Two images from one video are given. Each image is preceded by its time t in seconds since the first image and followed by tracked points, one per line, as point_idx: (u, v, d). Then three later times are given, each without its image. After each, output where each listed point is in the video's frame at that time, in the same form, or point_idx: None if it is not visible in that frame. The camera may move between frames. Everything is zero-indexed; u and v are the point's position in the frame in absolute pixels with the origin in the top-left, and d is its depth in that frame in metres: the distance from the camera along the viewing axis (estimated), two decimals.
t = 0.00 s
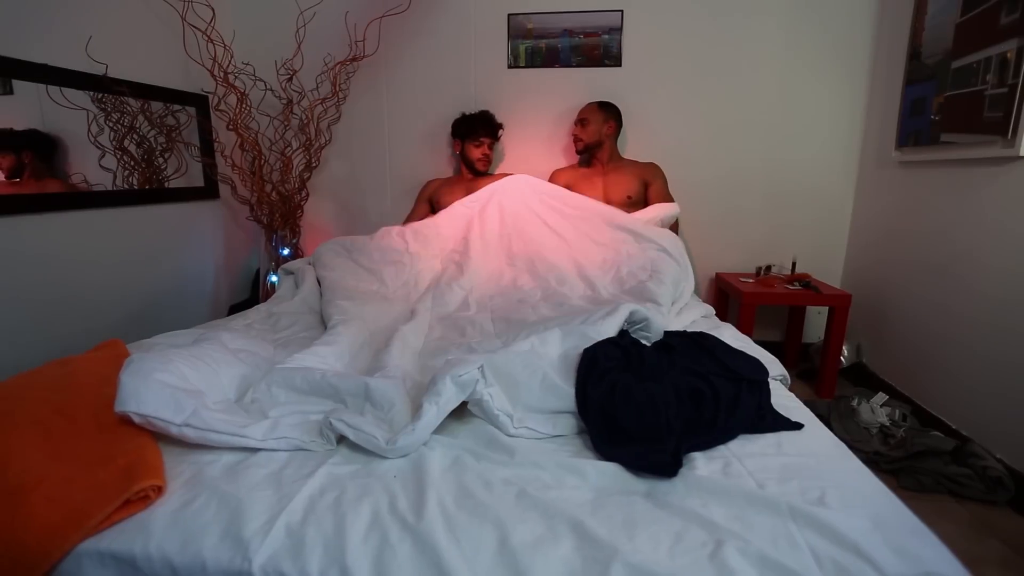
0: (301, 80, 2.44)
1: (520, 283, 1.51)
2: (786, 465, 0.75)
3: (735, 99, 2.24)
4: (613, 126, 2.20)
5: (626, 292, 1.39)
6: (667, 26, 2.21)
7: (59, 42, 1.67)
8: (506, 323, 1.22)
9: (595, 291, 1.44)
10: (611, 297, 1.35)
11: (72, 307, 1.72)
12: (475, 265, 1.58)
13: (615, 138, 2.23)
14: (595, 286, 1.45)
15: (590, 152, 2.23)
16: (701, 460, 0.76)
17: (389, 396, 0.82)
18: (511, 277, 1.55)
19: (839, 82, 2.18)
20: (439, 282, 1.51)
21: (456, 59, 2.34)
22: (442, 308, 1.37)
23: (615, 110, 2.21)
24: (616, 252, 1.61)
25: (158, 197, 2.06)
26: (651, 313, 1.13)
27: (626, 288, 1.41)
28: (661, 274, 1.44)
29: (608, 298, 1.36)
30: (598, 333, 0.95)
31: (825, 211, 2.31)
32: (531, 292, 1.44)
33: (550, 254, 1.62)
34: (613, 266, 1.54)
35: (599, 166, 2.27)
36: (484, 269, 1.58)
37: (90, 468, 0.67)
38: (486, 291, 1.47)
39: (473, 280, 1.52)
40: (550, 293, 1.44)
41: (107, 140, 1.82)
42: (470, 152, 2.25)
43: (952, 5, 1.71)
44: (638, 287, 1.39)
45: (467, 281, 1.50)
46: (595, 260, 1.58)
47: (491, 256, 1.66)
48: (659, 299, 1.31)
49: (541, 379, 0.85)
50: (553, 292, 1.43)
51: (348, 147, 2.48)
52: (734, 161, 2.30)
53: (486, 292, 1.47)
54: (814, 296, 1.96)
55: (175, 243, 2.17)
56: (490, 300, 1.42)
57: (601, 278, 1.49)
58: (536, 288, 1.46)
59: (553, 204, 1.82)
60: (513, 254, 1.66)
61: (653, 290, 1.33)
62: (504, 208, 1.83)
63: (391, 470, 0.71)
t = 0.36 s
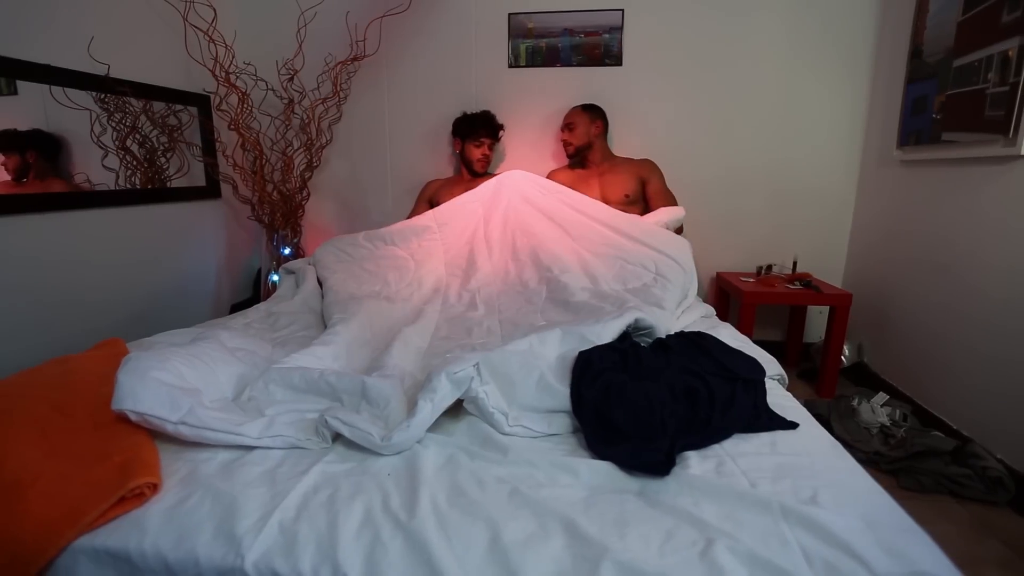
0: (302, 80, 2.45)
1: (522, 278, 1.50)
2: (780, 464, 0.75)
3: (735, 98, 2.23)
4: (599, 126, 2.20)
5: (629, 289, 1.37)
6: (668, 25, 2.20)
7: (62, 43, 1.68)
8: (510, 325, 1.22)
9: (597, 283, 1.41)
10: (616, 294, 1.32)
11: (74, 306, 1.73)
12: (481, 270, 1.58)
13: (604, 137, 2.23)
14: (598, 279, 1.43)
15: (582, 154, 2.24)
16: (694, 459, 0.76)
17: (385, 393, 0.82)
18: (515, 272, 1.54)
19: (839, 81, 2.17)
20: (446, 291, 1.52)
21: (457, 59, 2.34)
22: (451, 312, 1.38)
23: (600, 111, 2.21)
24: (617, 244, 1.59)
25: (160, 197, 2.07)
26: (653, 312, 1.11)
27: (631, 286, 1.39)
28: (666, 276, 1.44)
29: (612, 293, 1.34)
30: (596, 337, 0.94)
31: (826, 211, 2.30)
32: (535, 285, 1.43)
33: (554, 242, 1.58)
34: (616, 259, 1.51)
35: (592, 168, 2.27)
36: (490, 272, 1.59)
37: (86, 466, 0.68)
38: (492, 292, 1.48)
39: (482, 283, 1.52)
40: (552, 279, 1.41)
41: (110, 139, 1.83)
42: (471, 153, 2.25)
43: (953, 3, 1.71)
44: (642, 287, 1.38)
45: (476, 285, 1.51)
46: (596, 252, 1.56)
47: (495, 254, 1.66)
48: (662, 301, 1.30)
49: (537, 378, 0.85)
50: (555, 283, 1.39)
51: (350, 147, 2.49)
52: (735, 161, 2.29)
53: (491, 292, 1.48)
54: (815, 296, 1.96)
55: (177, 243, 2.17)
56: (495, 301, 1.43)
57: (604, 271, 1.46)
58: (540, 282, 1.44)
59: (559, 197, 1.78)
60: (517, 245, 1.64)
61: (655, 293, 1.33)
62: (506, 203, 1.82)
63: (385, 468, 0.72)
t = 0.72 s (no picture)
0: (302, 80, 2.46)
1: (518, 275, 1.49)
2: (773, 463, 0.75)
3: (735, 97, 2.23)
4: (584, 129, 2.20)
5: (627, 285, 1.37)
6: (667, 24, 2.20)
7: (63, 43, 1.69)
8: (509, 325, 1.23)
9: (594, 278, 1.39)
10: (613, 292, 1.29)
11: (75, 305, 1.74)
12: (481, 268, 1.58)
13: (591, 140, 2.23)
14: (593, 275, 1.41)
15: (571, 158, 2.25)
16: (687, 459, 0.76)
17: (379, 392, 0.82)
18: (513, 267, 1.53)
19: (839, 80, 2.17)
20: (445, 289, 1.53)
21: (456, 58, 2.34)
22: (450, 313, 1.38)
23: (585, 114, 2.22)
24: (615, 243, 1.58)
25: (161, 196, 2.07)
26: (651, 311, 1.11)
27: (630, 284, 1.38)
28: (662, 275, 1.44)
29: (609, 289, 1.32)
30: (592, 337, 0.93)
31: (826, 210, 2.30)
32: (535, 282, 1.41)
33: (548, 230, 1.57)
34: (612, 256, 1.50)
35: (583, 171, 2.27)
36: (488, 270, 1.58)
37: (81, 463, 0.68)
38: (492, 287, 1.49)
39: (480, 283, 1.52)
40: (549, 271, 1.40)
41: (111, 139, 1.84)
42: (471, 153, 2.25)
43: (953, 2, 1.70)
44: (639, 286, 1.37)
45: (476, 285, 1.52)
46: (594, 248, 1.55)
47: (493, 248, 1.65)
48: (659, 301, 1.30)
49: (531, 378, 0.85)
50: (551, 276, 1.39)
51: (350, 146, 2.49)
52: (735, 160, 2.29)
53: (490, 292, 1.48)
54: (814, 296, 1.95)
55: (177, 242, 2.18)
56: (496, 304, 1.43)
57: (600, 269, 1.44)
58: (536, 275, 1.44)
59: (555, 191, 1.78)
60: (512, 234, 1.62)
61: (653, 292, 1.33)
62: (503, 196, 1.81)
63: (378, 467, 0.72)
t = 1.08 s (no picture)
0: (303, 80, 2.46)
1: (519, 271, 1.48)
2: (769, 464, 0.75)
3: (736, 97, 2.23)
4: (575, 131, 2.21)
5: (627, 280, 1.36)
6: (668, 24, 2.20)
7: (66, 43, 1.70)
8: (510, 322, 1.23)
9: (595, 267, 1.38)
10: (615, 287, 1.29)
11: (78, 304, 1.74)
12: (482, 268, 1.58)
13: (581, 142, 2.24)
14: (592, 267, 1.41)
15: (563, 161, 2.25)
16: (683, 459, 0.76)
17: (376, 391, 0.83)
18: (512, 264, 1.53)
19: (840, 79, 2.16)
20: (444, 288, 1.53)
21: (457, 58, 2.34)
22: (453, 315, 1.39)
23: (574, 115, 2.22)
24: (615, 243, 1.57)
25: (163, 196, 2.08)
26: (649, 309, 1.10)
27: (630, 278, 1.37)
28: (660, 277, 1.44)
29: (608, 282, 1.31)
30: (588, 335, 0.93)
31: (827, 210, 2.29)
32: (535, 280, 1.41)
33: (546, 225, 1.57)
34: (612, 256, 1.50)
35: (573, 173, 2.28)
36: (489, 268, 1.58)
37: (78, 462, 0.69)
38: (493, 286, 1.49)
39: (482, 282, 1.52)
40: (550, 269, 1.39)
41: (113, 139, 1.85)
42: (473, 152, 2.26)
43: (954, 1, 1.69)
44: (639, 283, 1.36)
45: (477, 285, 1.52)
46: (595, 247, 1.54)
47: (494, 247, 1.64)
48: (659, 301, 1.29)
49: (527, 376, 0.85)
50: (552, 272, 1.38)
51: (351, 146, 2.50)
52: (736, 160, 2.29)
53: (490, 291, 1.48)
54: (813, 295, 1.95)
55: (179, 241, 2.19)
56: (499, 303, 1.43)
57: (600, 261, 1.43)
58: (535, 272, 1.43)
59: (553, 187, 1.78)
60: (510, 231, 1.62)
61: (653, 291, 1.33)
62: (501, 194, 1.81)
63: (374, 466, 0.72)
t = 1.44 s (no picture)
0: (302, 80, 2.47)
1: (518, 272, 1.48)
2: (762, 463, 0.75)
3: (734, 97, 2.23)
4: (555, 137, 2.21)
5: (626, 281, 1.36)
6: (667, 24, 2.20)
7: (65, 43, 1.70)
8: (507, 321, 1.23)
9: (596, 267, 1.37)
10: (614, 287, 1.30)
11: (77, 303, 1.75)
12: (479, 267, 1.58)
13: (563, 146, 2.23)
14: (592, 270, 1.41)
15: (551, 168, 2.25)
16: (676, 458, 0.76)
17: (370, 391, 0.83)
18: (512, 265, 1.53)
19: (839, 79, 2.16)
20: (442, 288, 1.53)
21: (456, 58, 2.35)
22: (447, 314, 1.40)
23: (554, 121, 2.22)
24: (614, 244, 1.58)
25: (163, 196, 2.09)
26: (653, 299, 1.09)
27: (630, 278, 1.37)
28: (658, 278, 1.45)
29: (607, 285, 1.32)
30: (585, 327, 0.92)
31: (825, 210, 2.29)
32: (534, 280, 1.41)
33: (545, 224, 1.57)
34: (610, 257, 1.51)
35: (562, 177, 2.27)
36: (488, 267, 1.57)
37: (73, 461, 0.69)
38: (491, 285, 1.49)
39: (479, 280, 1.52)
40: (547, 272, 1.40)
41: (113, 139, 1.85)
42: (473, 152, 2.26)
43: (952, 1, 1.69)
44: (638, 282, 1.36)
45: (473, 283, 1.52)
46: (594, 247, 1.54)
47: (493, 246, 1.64)
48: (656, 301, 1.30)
49: (521, 375, 0.86)
50: (552, 275, 1.38)
51: (350, 146, 2.50)
52: (734, 160, 2.29)
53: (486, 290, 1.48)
54: (811, 295, 1.95)
55: (178, 241, 2.19)
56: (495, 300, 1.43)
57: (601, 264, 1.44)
58: (534, 273, 1.43)
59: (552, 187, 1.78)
60: (508, 231, 1.62)
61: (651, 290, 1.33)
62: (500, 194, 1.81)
63: (367, 465, 0.72)
